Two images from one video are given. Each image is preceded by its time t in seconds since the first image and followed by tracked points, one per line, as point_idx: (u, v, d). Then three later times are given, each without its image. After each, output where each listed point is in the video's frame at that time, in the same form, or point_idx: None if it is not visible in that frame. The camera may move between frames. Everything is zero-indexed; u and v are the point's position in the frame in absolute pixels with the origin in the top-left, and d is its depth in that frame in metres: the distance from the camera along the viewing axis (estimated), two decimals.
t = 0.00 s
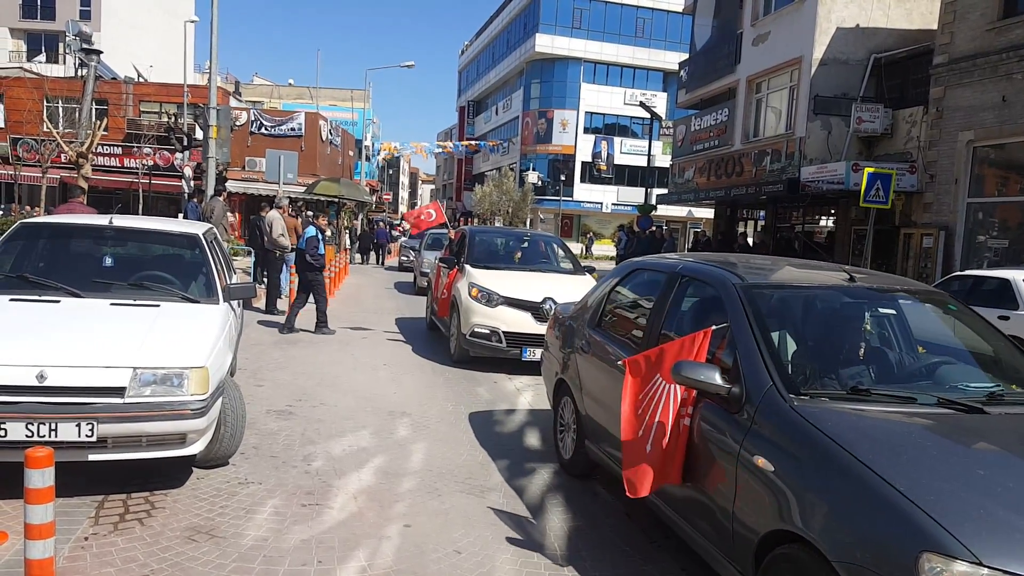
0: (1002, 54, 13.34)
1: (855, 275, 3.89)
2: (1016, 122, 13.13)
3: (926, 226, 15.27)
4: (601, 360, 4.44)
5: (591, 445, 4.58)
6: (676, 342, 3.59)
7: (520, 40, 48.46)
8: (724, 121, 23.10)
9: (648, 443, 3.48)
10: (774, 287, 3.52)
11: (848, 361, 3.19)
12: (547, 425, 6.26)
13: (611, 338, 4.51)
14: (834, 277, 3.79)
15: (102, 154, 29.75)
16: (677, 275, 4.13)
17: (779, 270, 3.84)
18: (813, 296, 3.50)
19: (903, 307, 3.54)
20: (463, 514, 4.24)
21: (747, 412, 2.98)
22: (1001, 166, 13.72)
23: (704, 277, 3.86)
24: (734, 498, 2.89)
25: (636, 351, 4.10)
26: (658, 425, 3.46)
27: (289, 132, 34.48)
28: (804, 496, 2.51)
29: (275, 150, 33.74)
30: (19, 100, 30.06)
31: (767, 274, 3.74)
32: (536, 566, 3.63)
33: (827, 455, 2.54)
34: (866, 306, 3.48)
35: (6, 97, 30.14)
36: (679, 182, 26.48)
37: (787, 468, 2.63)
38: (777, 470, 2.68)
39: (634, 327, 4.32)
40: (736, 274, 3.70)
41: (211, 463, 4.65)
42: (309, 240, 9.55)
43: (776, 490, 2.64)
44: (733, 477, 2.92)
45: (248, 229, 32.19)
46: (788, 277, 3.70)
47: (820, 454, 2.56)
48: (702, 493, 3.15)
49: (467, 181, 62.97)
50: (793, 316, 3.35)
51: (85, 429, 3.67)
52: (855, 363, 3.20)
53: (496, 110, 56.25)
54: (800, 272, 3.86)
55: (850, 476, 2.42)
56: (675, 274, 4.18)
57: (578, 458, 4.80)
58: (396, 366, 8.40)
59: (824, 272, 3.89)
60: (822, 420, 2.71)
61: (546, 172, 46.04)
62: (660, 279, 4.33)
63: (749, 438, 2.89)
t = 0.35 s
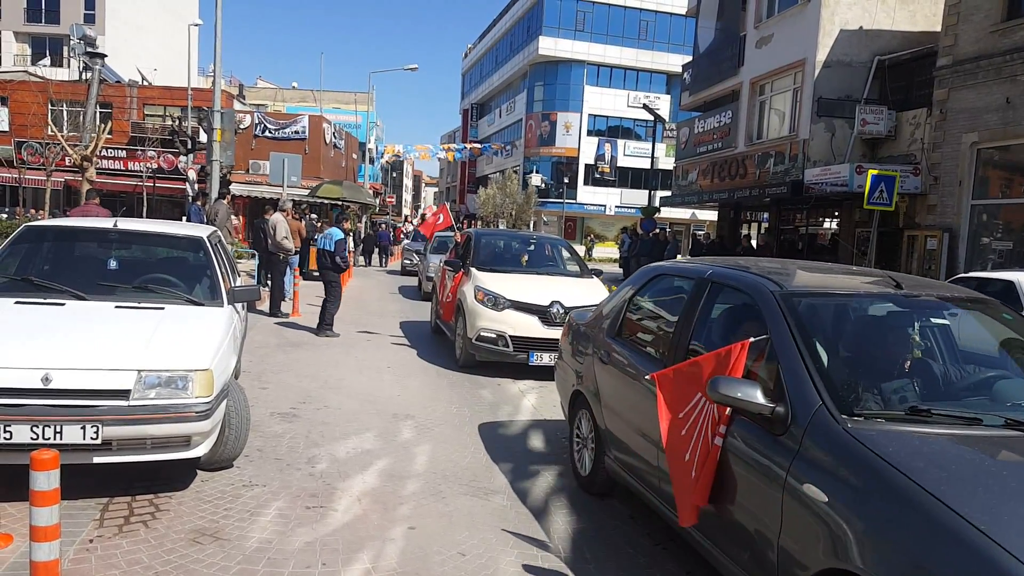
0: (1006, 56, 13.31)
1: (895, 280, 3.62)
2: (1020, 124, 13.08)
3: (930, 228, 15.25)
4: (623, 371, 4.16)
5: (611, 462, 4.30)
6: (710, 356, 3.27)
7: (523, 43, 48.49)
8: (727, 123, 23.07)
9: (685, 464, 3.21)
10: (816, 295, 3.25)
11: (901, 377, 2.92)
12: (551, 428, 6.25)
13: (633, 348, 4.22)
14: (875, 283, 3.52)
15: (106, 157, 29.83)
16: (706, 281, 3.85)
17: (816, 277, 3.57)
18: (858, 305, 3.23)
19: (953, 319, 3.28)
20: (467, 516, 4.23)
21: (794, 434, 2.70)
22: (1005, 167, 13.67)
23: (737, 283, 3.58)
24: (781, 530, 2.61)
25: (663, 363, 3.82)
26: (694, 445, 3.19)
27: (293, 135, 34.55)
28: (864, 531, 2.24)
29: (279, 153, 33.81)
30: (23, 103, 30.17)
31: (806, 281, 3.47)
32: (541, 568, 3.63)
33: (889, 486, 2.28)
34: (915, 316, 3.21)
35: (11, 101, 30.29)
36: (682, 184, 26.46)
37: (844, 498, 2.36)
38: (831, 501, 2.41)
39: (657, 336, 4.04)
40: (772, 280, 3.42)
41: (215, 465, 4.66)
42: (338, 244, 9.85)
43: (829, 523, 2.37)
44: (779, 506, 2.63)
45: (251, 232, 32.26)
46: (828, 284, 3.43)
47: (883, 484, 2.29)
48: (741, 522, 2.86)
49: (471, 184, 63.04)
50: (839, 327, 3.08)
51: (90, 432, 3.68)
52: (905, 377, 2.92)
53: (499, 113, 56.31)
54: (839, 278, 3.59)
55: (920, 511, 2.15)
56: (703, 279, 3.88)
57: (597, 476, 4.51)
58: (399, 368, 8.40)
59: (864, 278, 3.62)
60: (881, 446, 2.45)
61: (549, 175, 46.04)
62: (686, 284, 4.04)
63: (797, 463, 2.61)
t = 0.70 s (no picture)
0: (1005, 57, 13.32)
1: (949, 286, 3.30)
2: (1019, 125, 13.09)
3: (930, 228, 15.26)
4: (646, 383, 3.84)
5: (632, 482, 4.00)
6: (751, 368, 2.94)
7: (523, 42, 48.50)
8: (727, 123, 23.06)
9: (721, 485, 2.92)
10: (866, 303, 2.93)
11: (965, 395, 2.60)
12: (550, 427, 6.24)
13: (656, 359, 3.91)
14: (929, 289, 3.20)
15: (105, 155, 29.82)
16: (739, 286, 3.53)
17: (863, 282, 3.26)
18: (914, 313, 2.92)
19: (1019, 327, 2.96)
20: (466, 515, 4.23)
21: (851, 459, 2.39)
22: (1004, 168, 13.67)
23: (776, 288, 3.26)
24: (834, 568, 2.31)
25: (691, 375, 3.50)
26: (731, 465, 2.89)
27: (293, 134, 34.53)
28: None
29: (278, 152, 33.81)
30: (22, 101, 30.14)
31: (851, 285, 3.16)
32: (540, 567, 3.63)
33: (970, 524, 1.98)
34: (976, 325, 2.90)
35: (10, 99, 30.26)
36: (682, 184, 26.47)
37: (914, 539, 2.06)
38: (903, 542, 2.09)
39: (683, 346, 3.73)
40: (816, 285, 3.11)
41: (214, 464, 4.65)
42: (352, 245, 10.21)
43: (898, 567, 2.06)
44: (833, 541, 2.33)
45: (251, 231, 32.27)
46: (877, 289, 3.12)
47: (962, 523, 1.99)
48: (785, 555, 2.57)
49: (471, 183, 63.06)
50: (895, 338, 2.77)
51: (89, 430, 3.68)
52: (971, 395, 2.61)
53: (499, 113, 56.34)
54: (887, 284, 3.28)
55: (1000, 548, 1.87)
56: (736, 284, 3.57)
57: (617, 495, 4.19)
58: (399, 368, 8.39)
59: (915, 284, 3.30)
60: (956, 478, 2.15)
61: (549, 174, 46.04)
62: (716, 289, 3.72)
63: (855, 494, 2.31)
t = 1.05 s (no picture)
0: (1005, 56, 13.31)
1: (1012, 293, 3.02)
2: (1020, 123, 13.08)
3: (929, 228, 15.27)
4: (677, 400, 3.50)
5: (660, 506, 3.64)
6: (809, 390, 2.63)
7: (523, 42, 48.47)
8: (726, 122, 23.04)
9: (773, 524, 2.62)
10: (938, 316, 2.61)
11: None
12: (550, 426, 6.25)
13: (687, 374, 3.57)
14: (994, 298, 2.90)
15: (104, 154, 29.82)
16: (783, 293, 3.18)
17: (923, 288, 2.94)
18: (987, 327, 2.61)
19: None
20: (465, 515, 4.23)
21: (932, 500, 2.10)
22: (1004, 167, 13.67)
23: (829, 297, 2.91)
24: None
25: (732, 394, 3.16)
26: (785, 500, 2.60)
27: (292, 133, 34.49)
28: None
29: (278, 151, 33.82)
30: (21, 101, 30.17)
31: (912, 293, 2.84)
32: (538, 567, 3.63)
33: None
34: None
35: (10, 98, 30.26)
36: (682, 183, 26.47)
37: None
38: None
39: (720, 361, 3.38)
40: (877, 295, 2.77)
41: (213, 463, 4.66)
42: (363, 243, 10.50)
43: None
44: None
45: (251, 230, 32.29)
46: (939, 296, 2.81)
47: None
48: None
49: (470, 182, 63.14)
50: (968, 352, 2.47)
51: (88, 429, 3.68)
52: None
53: (499, 112, 56.35)
54: (950, 290, 2.95)
55: None
56: (780, 291, 3.21)
57: (641, 520, 3.82)
58: (398, 367, 8.40)
59: (978, 291, 3.00)
60: None
61: (549, 174, 46.06)
62: (757, 297, 3.36)
63: (944, 543, 2.00)
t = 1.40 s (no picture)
0: (1009, 57, 13.27)
1: None
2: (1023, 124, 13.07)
3: (933, 229, 15.22)
4: (723, 425, 3.06)
5: (702, 542, 3.19)
6: (904, 425, 2.14)
7: (527, 42, 48.48)
8: (730, 123, 23.01)
9: None
10: None
11: None
12: (552, 427, 6.25)
13: (732, 394, 3.15)
14: None
15: (108, 154, 29.88)
16: (852, 306, 2.74)
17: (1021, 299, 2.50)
18: None
19: None
20: (466, 515, 4.22)
21: None
22: (1007, 169, 13.65)
23: (915, 313, 2.46)
24: None
25: (793, 422, 2.72)
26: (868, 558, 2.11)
27: (296, 133, 34.51)
28: None
29: (282, 151, 33.87)
30: (26, 100, 30.26)
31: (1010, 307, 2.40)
32: (540, 568, 3.63)
33: None
34: None
35: (14, 98, 30.31)
36: (685, 184, 26.45)
37: None
38: None
39: (777, 382, 2.94)
40: (971, 309, 2.33)
41: (215, 463, 4.66)
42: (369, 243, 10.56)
43: None
44: None
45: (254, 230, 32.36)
46: None
47: None
48: None
49: (473, 182, 63.21)
50: None
51: (90, 428, 3.69)
52: None
53: (502, 112, 56.38)
54: None
55: None
56: (847, 304, 2.78)
57: (679, 557, 3.37)
58: (400, 367, 8.40)
59: None
60: None
61: (552, 174, 46.05)
62: (818, 310, 2.93)
63: None
